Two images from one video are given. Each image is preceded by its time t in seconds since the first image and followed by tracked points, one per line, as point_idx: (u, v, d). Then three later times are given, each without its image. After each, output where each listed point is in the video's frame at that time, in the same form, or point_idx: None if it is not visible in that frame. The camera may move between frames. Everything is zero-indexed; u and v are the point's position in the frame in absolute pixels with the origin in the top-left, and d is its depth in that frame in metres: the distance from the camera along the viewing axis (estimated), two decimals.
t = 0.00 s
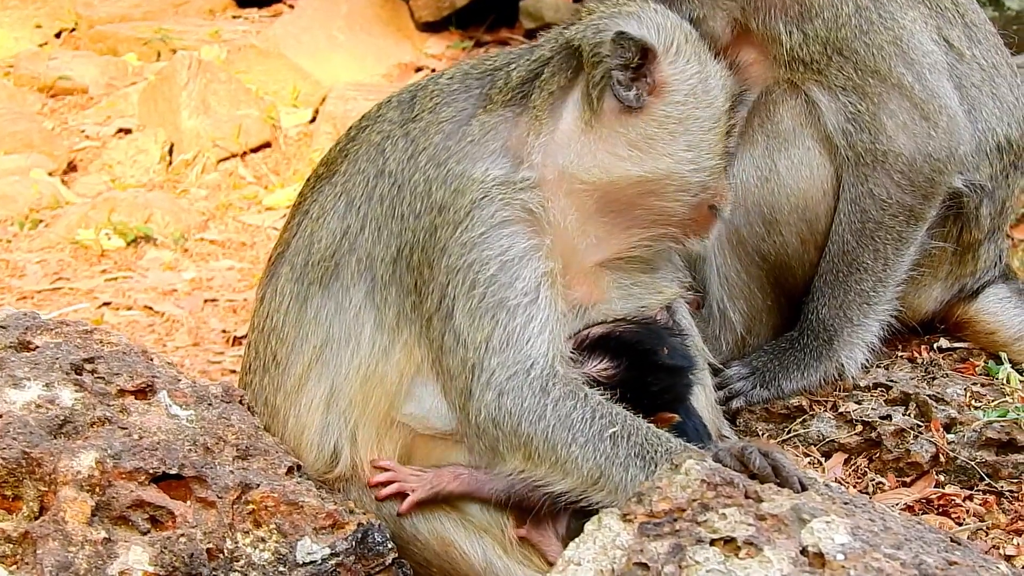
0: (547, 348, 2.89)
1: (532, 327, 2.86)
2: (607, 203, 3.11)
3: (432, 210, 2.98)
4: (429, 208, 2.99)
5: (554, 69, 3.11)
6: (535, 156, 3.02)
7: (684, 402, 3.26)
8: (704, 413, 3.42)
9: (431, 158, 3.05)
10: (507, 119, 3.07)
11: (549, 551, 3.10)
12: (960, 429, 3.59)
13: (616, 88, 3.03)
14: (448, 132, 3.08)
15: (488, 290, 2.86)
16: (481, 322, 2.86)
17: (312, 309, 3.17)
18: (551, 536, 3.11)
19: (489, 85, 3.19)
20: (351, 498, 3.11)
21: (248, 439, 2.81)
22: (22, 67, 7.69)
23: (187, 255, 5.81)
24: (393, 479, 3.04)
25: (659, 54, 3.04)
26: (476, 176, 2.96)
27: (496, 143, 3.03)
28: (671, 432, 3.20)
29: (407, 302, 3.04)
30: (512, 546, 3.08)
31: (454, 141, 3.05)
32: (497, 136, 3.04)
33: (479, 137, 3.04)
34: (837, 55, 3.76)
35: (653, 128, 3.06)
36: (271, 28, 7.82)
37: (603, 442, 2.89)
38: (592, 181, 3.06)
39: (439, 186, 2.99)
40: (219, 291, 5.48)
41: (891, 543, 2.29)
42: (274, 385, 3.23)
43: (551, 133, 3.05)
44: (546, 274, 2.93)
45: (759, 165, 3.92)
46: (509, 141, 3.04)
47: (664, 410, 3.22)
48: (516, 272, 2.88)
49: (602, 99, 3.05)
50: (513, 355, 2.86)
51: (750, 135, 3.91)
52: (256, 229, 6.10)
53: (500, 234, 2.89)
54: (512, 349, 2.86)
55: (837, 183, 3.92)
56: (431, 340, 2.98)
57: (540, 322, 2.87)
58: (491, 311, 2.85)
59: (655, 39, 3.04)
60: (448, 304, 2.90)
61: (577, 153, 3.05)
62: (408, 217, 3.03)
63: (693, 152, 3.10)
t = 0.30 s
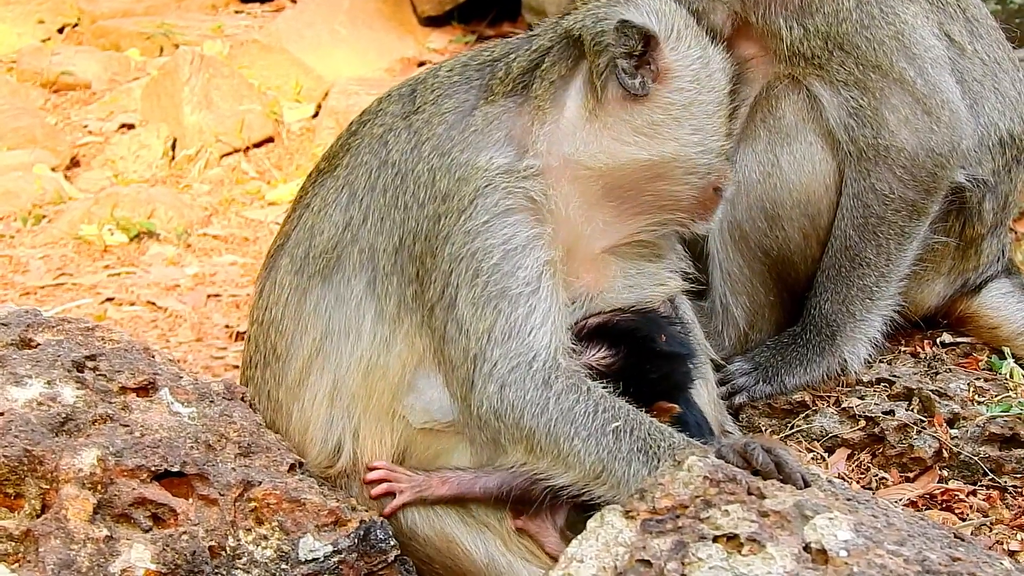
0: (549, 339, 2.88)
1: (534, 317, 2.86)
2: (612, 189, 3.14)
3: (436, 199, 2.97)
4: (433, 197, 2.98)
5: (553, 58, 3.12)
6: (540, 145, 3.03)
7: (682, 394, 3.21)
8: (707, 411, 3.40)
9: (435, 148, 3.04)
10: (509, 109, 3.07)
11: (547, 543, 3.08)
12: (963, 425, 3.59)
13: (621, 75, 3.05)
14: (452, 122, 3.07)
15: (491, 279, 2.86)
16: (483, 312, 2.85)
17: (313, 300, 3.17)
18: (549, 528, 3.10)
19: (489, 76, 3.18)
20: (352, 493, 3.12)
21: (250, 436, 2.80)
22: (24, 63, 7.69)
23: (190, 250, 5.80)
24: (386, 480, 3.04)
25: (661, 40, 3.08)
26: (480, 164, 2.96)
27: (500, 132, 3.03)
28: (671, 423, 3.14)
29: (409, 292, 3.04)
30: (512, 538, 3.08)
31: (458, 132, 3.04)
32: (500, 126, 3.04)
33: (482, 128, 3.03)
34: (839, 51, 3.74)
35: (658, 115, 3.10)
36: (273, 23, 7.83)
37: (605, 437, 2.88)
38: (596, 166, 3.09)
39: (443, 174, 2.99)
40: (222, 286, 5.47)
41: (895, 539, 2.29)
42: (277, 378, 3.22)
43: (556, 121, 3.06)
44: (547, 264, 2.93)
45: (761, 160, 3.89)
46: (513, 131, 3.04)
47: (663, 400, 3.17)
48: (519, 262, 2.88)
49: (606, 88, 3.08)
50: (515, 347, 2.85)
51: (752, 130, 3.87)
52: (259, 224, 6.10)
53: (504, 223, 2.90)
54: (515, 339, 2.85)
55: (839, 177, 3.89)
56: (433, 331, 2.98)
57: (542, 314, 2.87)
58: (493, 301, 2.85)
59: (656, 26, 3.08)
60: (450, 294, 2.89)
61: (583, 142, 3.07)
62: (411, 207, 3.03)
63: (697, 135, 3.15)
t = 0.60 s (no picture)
0: (554, 340, 2.88)
1: (539, 318, 2.86)
2: (615, 185, 3.13)
3: (441, 200, 2.97)
4: (438, 198, 2.98)
5: (553, 61, 3.10)
6: (544, 148, 3.03)
7: (688, 387, 3.20)
8: (711, 406, 3.40)
9: (439, 149, 3.04)
10: (511, 111, 3.06)
11: (554, 543, 3.07)
12: (969, 420, 3.57)
13: (626, 80, 3.06)
14: (454, 124, 3.07)
15: (495, 280, 2.86)
16: (487, 312, 2.85)
17: (318, 302, 3.17)
18: (556, 528, 3.08)
19: (488, 76, 3.18)
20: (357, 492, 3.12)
21: (255, 433, 2.80)
22: (29, 60, 7.69)
23: (195, 246, 5.80)
24: (386, 481, 3.02)
25: (662, 41, 3.09)
26: (485, 166, 2.96)
27: (504, 134, 3.03)
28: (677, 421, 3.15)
29: (414, 293, 3.04)
30: (515, 539, 3.07)
31: (461, 133, 3.04)
32: (504, 127, 3.04)
33: (486, 129, 3.03)
34: (840, 46, 3.73)
35: (662, 117, 3.11)
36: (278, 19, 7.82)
37: (610, 435, 2.88)
38: (598, 168, 3.08)
39: (448, 176, 2.99)
40: (227, 282, 5.47)
41: (901, 535, 2.28)
42: (282, 379, 3.22)
43: (559, 124, 3.06)
44: (552, 265, 2.92)
45: (764, 154, 3.85)
46: (517, 132, 3.04)
47: (669, 394, 3.17)
48: (524, 262, 2.87)
49: (609, 91, 3.07)
50: (519, 348, 2.85)
51: (755, 126, 3.85)
52: (264, 220, 6.10)
53: (509, 223, 2.90)
54: (519, 341, 2.85)
55: (843, 172, 3.88)
56: (438, 332, 2.98)
57: (546, 315, 2.87)
58: (498, 301, 2.85)
59: (657, 28, 3.10)
60: (455, 295, 2.89)
61: (588, 146, 3.07)
62: (416, 208, 3.02)
63: (702, 136, 3.17)
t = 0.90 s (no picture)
0: (556, 321, 2.89)
1: (546, 305, 2.88)
2: (624, 190, 3.13)
3: (452, 203, 2.97)
4: (449, 201, 2.98)
5: (562, 62, 3.13)
6: (553, 150, 3.03)
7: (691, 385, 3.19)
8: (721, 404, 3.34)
9: (449, 151, 3.05)
10: (522, 112, 3.08)
11: (558, 542, 3.03)
12: (974, 417, 3.56)
13: (635, 85, 3.07)
14: (465, 125, 3.08)
15: (503, 269, 2.86)
16: (493, 298, 2.85)
17: (324, 299, 3.17)
18: (559, 527, 3.05)
19: (497, 75, 3.20)
20: (361, 490, 3.13)
21: (259, 432, 2.80)
22: (34, 59, 7.69)
23: (200, 245, 5.81)
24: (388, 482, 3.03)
25: (672, 47, 3.09)
26: (496, 168, 2.97)
27: (514, 136, 3.03)
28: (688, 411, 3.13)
29: (422, 295, 3.03)
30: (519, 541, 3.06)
31: (471, 134, 3.05)
32: (513, 129, 3.04)
33: (496, 131, 3.03)
34: (843, 45, 3.72)
35: (671, 124, 3.11)
36: (283, 18, 7.82)
37: (614, 392, 2.83)
38: (607, 173, 3.09)
39: (459, 179, 2.99)
40: (232, 281, 5.48)
41: (905, 533, 2.28)
42: (287, 373, 3.22)
43: (568, 126, 3.07)
44: (561, 259, 2.95)
45: (769, 152, 3.85)
46: (527, 133, 3.05)
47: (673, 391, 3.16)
48: (532, 255, 2.89)
49: (618, 96, 3.09)
50: (522, 331, 2.85)
51: (760, 122, 3.82)
52: (269, 218, 6.10)
53: (519, 218, 2.92)
54: (522, 320, 2.86)
55: (847, 170, 3.87)
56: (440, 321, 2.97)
57: (553, 304, 2.89)
58: (505, 290, 2.86)
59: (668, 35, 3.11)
60: (460, 285, 2.89)
61: (597, 150, 3.08)
62: (426, 209, 3.03)
63: (711, 144, 3.14)
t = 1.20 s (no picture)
0: (562, 334, 2.88)
1: (548, 318, 2.86)
2: (625, 188, 3.13)
3: (447, 209, 2.96)
4: (444, 207, 2.97)
5: (558, 63, 3.10)
6: (548, 149, 3.02)
7: (692, 391, 3.18)
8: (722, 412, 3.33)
9: (442, 155, 3.03)
10: (517, 111, 3.07)
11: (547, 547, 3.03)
12: (978, 417, 3.56)
13: (632, 88, 3.04)
14: (459, 126, 3.06)
15: (504, 284, 2.85)
16: (496, 314, 2.85)
17: (324, 306, 3.16)
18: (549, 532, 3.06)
19: (493, 75, 3.18)
20: (369, 489, 3.15)
21: (265, 430, 2.80)
22: (37, 58, 7.69)
23: (203, 245, 5.81)
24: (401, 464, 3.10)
25: (672, 47, 3.07)
26: (490, 172, 2.95)
27: (506, 136, 3.02)
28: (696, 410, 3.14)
29: (423, 299, 3.03)
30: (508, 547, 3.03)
31: (466, 136, 3.03)
32: (506, 130, 3.03)
33: (489, 132, 3.02)
34: (850, 45, 3.71)
35: (669, 125, 3.10)
36: (286, 17, 7.82)
37: (621, 423, 2.87)
38: (604, 173, 3.08)
39: (453, 184, 2.97)
40: (236, 281, 5.47)
41: (911, 532, 2.28)
42: (289, 381, 3.23)
43: (563, 124, 3.05)
44: (562, 264, 2.93)
45: (775, 153, 3.82)
46: (521, 133, 3.04)
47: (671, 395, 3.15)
48: (532, 265, 2.88)
49: (614, 98, 3.06)
50: (526, 347, 2.85)
51: (767, 121, 3.80)
52: (273, 218, 6.10)
53: (516, 228, 2.90)
54: (527, 338, 2.85)
55: (854, 170, 3.86)
56: (448, 337, 2.97)
57: (556, 312, 2.88)
58: (507, 303, 2.85)
59: (668, 34, 3.08)
60: (463, 299, 2.89)
61: (593, 150, 3.06)
62: (422, 216, 3.02)
63: (709, 143, 3.14)
